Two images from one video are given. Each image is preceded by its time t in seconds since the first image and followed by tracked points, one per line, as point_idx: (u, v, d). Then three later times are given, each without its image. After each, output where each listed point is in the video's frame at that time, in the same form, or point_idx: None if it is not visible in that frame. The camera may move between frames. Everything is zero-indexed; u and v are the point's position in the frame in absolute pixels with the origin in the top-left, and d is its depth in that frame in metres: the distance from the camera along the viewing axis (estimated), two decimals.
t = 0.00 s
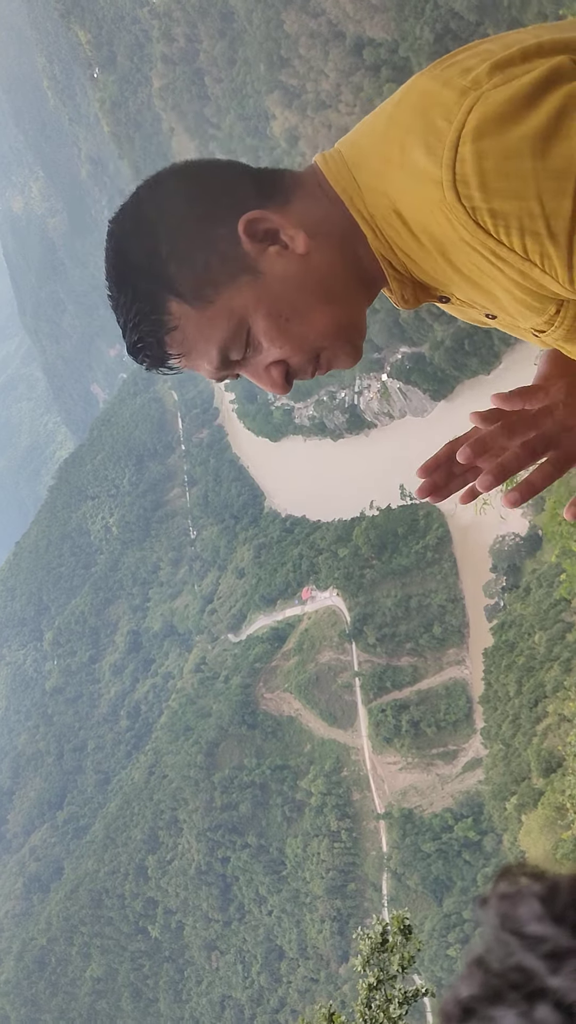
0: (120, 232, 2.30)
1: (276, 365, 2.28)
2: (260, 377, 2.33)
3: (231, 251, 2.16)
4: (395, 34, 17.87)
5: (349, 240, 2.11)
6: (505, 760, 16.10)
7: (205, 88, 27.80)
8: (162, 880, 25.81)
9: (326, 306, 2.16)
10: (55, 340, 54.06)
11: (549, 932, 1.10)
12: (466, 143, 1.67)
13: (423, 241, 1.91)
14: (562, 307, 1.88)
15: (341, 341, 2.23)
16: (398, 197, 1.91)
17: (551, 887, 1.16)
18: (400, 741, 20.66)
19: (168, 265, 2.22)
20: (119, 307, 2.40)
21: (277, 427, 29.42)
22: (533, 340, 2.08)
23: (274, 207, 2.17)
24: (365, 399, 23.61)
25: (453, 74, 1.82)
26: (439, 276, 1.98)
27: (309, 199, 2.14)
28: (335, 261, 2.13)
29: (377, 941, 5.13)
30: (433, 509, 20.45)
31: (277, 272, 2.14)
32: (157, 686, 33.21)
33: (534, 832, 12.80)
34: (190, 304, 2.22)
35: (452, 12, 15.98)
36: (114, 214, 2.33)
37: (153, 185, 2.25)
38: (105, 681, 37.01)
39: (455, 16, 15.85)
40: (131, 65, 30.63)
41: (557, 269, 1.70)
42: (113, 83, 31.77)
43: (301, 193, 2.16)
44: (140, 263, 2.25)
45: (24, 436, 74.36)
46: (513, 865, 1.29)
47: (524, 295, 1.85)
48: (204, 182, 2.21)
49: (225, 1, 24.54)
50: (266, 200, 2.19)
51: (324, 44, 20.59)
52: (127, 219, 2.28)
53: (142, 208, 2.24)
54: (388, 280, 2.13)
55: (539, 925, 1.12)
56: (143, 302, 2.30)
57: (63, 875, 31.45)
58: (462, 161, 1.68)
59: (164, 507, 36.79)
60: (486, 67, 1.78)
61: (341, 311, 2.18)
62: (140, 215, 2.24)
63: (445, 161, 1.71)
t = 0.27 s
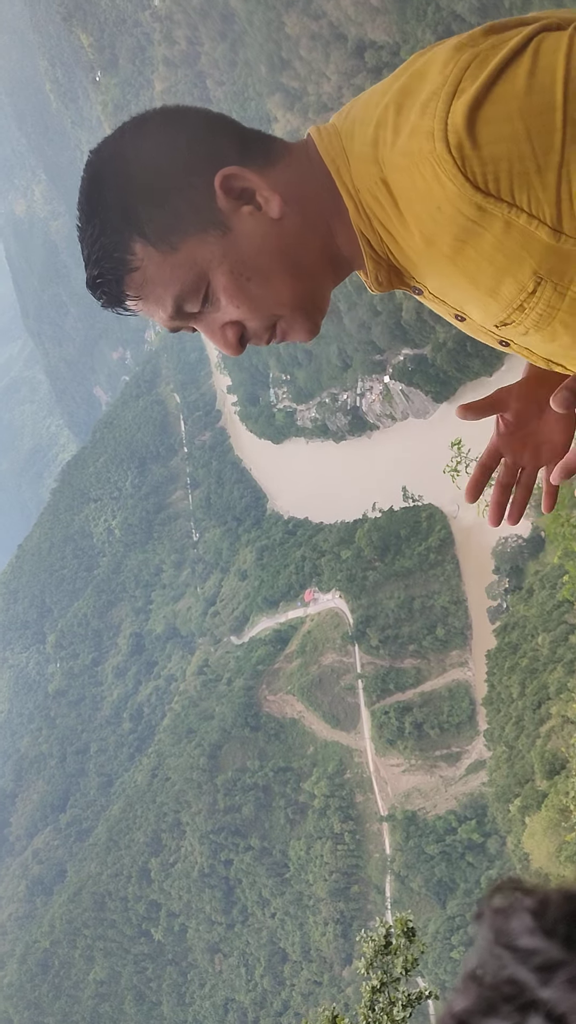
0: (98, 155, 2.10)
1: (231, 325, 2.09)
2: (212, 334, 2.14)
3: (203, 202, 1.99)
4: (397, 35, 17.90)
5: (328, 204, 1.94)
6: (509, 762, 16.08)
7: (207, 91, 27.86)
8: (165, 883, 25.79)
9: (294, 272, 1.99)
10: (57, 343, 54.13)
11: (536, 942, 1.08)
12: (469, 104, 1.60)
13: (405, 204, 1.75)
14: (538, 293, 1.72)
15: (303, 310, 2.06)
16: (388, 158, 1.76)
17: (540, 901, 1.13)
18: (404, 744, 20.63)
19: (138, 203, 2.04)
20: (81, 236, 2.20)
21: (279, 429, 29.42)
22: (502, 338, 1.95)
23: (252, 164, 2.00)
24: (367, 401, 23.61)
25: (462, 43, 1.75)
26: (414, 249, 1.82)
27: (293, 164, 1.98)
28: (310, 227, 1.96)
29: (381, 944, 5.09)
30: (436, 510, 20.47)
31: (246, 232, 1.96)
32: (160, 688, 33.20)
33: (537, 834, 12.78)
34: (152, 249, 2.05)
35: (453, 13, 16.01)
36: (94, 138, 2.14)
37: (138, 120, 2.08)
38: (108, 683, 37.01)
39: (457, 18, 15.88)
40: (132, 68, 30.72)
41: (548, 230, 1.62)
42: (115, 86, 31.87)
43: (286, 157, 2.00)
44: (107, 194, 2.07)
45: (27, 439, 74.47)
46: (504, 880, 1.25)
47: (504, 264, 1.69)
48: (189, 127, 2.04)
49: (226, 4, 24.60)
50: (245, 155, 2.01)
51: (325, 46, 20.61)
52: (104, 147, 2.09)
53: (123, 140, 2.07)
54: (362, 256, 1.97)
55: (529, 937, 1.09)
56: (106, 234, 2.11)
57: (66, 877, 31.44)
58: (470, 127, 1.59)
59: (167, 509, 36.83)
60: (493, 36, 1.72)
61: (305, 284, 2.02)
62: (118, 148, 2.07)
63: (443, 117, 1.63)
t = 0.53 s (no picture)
0: (109, 163, 2.20)
1: (241, 326, 2.17)
2: (221, 332, 2.22)
3: (210, 207, 2.06)
4: (399, 38, 17.97)
5: (335, 207, 1.99)
6: (513, 764, 16.07)
7: (210, 94, 27.92)
8: (168, 885, 25.77)
9: (301, 275, 2.05)
10: (60, 346, 54.21)
11: (535, 961, 1.63)
12: (475, 107, 1.63)
13: (412, 209, 1.80)
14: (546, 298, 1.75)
15: (310, 311, 2.13)
16: (395, 163, 1.80)
17: (541, 922, 1.69)
18: (407, 746, 20.61)
19: (149, 209, 2.13)
20: (96, 242, 2.32)
21: (283, 431, 29.45)
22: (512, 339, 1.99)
23: (261, 170, 2.06)
24: (370, 403, 23.66)
25: (469, 49, 1.79)
26: (423, 251, 1.86)
27: (300, 168, 2.03)
28: (316, 232, 2.02)
29: (384, 946, 5.10)
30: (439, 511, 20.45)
31: (252, 236, 2.02)
32: (164, 691, 33.22)
33: (542, 837, 12.77)
34: (163, 254, 2.13)
35: (456, 16, 16.08)
36: (106, 149, 2.24)
37: (148, 128, 2.16)
38: (112, 686, 37.02)
39: (459, 20, 15.96)
40: (135, 71, 30.83)
41: (550, 233, 1.63)
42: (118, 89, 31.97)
43: (293, 161, 2.05)
44: (120, 201, 2.17)
45: (31, 442, 74.57)
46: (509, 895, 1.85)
47: (508, 270, 1.73)
48: (199, 134, 2.12)
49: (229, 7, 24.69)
50: (254, 161, 2.07)
51: (328, 50, 20.68)
52: (118, 156, 2.19)
53: (135, 149, 2.16)
54: (370, 256, 2.02)
55: (529, 953, 1.66)
56: (119, 239, 2.21)
57: (69, 880, 31.42)
58: (467, 130, 1.62)
59: (170, 512, 36.86)
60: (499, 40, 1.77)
61: (313, 286, 2.08)
62: (130, 157, 2.16)
63: (447, 122, 1.67)
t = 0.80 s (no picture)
0: (119, 206, 2.26)
1: (266, 346, 2.18)
2: (249, 358, 2.24)
3: (223, 229, 2.09)
4: (402, 39, 17.96)
5: (341, 219, 2.02)
6: (516, 765, 16.04)
7: (212, 95, 27.92)
8: (172, 886, 25.76)
9: (317, 287, 2.07)
10: (63, 348, 54.26)
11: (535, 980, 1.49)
12: (474, 114, 1.64)
13: (416, 217, 1.83)
14: (553, 296, 1.77)
15: (330, 324, 2.14)
16: (396, 171, 1.83)
17: (539, 936, 1.55)
18: (411, 747, 20.60)
19: (163, 241, 2.17)
20: (115, 284, 2.36)
21: (286, 432, 29.47)
22: (520, 339, 2.02)
23: (268, 189, 2.10)
24: (374, 404, 23.62)
25: (463, 60, 1.81)
26: (430, 258, 1.89)
27: (306, 184, 2.06)
28: (327, 243, 2.04)
29: (388, 947, 5.12)
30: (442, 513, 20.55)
31: (267, 254, 2.06)
32: (168, 692, 33.26)
33: (546, 838, 12.76)
34: (182, 283, 2.17)
35: (459, 17, 16.11)
36: (113, 193, 2.30)
37: (152, 163, 2.22)
38: (116, 686, 37.06)
39: (462, 21, 15.96)
40: (138, 73, 30.83)
41: (553, 241, 1.65)
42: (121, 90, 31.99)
43: (299, 177, 2.09)
44: (134, 238, 2.22)
45: (34, 443, 74.67)
46: (515, 906, 1.70)
47: (511, 273, 1.76)
48: (202, 162, 2.17)
49: (231, 8, 24.69)
50: (260, 182, 2.12)
51: (330, 50, 20.68)
52: (126, 195, 2.24)
53: (141, 183, 2.20)
54: (378, 265, 2.04)
55: (529, 970, 1.52)
56: (137, 276, 2.25)
57: (73, 881, 31.44)
58: (467, 134, 1.64)
59: (173, 513, 36.88)
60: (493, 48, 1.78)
61: (330, 297, 2.10)
62: (137, 195, 2.20)
63: (448, 128, 1.68)
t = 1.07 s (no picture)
0: (123, 216, 2.28)
1: (275, 346, 2.18)
2: (263, 360, 2.23)
3: (230, 232, 2.11)
4: (402, 36, 17.93)
5: (345, 216, 2.03)
6: (517, 763, 16.02)
7: (213, 93, 27.85)
8: (173, 884, 25.80)
9: (325, 284, 2.08)
10: (63, 346, 54.19)
11: (534, 1001, 1.86)
12: (471, 109, 1.64)
13: (415, 212, 1.83)
14: (551, 292, 1.81)
15: (340, 318, 2.13)
16: (394, 168, 1.83)
17: (540, 959, 1.93)
18: (411, 745, 20.60)
19: (170, 246, 2.19)
20: (124, 294, 2.38)
21: (286, 430, 29.46)
22: (524, 330, 2.02)
23: (270, 192, 2.12)
24: (374, 403, 23.55)
25: (457, 57, 1.80)
26: (431, 252, 1.90)
27: (307, 185, 2.08)
28: (333, 241, 2.05)
29: (389, 945, 5.10)
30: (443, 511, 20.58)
31: (274, 254, 2.07)
32: (168, 690, 33.27)
33: (547, 835, 12.77)
34: (191, 288, 2.18)
35: (459, 14, 16.11)
36: (118, 206, 2.33)
37: (153, 172, 2.24)
38: (116, 685, 37.08)
39: (463, 18, 15.94)
40: (139, 70, 30.78)
41: (551, 237, 1.67)
42: (122, 88, 31.91)
43: (300, 179, 2.10)
44: (141, 245, 2.24)
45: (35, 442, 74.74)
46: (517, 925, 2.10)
47: (513, 270, 1.79)
48: (203, 168, 2.18)
49: (232, 6, 24.64)
50: (263, 184, 2.13)
51: (331, 48, 20.64)
52: (130, 207, 2.26)
53: (145, 193, 2.23)
54: (382, 261, 2.05)
55: (531, 994, 1.87)
56: (146, 284, 2.27)
57: (74, 878, 31.51)
58: (463, 126, 1.64)
59: (174, 511, 36.91)
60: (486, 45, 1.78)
61: (339, 293, 2.09)
62: (140, 205, 2.23)
63: (445, 123, 1.67)
